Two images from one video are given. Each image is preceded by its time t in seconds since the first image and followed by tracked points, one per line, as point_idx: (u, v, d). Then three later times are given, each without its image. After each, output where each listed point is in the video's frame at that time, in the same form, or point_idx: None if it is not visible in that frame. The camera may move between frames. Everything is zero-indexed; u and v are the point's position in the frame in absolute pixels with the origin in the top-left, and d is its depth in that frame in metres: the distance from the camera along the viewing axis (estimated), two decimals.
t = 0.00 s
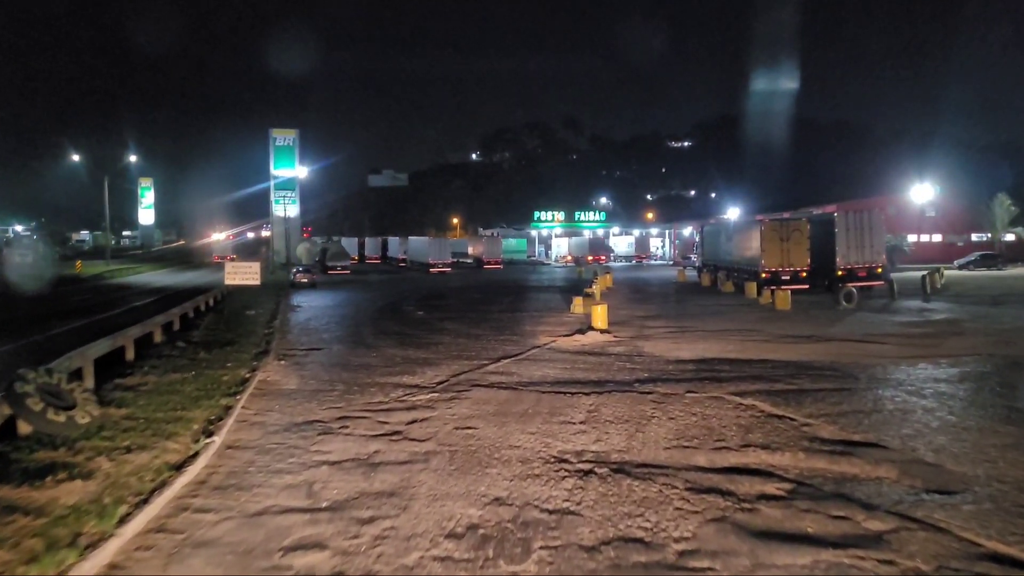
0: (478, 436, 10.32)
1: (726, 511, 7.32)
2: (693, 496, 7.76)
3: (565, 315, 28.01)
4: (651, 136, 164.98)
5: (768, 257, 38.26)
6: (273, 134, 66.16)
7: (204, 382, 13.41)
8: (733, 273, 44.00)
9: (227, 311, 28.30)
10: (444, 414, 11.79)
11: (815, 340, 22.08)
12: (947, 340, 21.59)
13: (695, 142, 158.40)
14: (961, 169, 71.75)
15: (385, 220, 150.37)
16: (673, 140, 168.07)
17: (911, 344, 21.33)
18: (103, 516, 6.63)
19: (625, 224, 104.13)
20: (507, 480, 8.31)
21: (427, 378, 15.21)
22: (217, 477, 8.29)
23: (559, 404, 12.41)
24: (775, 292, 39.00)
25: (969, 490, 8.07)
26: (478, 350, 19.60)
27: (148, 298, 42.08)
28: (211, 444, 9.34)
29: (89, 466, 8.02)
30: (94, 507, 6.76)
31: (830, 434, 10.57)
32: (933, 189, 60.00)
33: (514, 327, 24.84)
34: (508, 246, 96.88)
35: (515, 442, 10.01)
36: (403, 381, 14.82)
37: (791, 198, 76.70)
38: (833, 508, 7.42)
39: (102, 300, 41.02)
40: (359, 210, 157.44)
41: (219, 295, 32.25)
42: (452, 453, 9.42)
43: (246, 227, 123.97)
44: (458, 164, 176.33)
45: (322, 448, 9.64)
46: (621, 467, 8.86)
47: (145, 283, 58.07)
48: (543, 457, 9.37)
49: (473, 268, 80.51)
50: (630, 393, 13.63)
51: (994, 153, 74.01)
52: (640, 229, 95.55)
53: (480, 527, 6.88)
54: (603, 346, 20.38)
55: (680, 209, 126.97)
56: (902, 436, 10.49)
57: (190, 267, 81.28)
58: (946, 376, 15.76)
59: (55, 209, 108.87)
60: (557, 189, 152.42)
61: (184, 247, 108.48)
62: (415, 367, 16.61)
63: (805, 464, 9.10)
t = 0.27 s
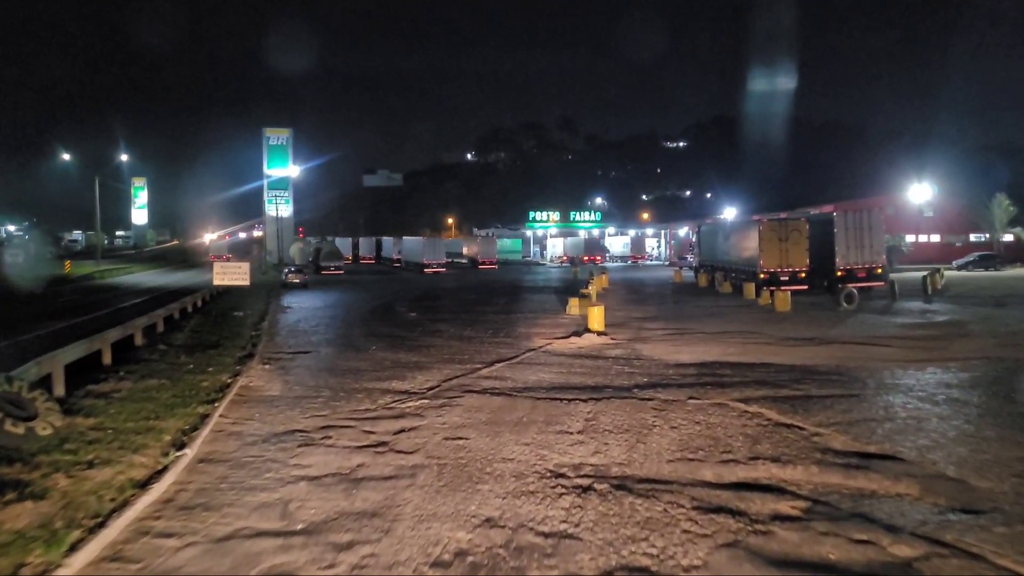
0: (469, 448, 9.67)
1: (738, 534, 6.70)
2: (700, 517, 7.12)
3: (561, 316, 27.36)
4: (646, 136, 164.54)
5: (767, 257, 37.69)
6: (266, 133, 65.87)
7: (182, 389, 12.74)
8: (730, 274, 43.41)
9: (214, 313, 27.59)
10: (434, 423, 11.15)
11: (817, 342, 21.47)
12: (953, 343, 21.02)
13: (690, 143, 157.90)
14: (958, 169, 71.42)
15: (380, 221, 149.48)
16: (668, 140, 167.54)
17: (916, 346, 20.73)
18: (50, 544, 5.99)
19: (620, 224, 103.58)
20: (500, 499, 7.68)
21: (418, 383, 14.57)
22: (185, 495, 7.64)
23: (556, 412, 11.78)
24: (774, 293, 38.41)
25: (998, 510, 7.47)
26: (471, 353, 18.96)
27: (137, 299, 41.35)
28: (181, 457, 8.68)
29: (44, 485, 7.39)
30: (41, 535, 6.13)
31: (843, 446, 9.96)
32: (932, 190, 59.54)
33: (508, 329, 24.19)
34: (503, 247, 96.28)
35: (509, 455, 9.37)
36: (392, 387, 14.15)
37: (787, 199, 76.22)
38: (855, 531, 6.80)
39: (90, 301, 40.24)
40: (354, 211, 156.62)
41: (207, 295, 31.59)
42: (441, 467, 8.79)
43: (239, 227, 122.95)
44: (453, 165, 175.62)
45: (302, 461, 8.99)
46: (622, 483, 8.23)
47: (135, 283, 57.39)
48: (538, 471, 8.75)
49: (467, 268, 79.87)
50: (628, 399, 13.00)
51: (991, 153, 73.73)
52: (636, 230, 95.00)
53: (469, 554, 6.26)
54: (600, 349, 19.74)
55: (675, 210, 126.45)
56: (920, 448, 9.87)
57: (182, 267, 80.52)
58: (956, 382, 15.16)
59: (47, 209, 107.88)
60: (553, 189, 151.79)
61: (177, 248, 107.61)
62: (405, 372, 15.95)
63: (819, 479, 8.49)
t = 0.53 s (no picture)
0: (460, 461, 9.00)
1: (754, 561, 6.07)
2: (713, 543, 6.46)
3: (557, 317, 26.79)
4: (642, 135, 164.04)
5: (765, 257, 37.18)
6: (259, 131, 65.37)
7: (158, 395, 12.09)
8: (728, 274, 42.87)
9: (201, 313, 26.90)
10: (423, 433, 10.49)
11: (819, 344, 20.90)
12: (959, 345, 20.45)
13: (686, 142, 157.44)
14: (955, 168, 70.99)
15: (374, 221, 148.71)
16: (664, 140, 167.16)
17: (921, 348, 20.17)
18: None
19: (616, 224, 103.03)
20: (492, 519, 7.04)
21: (408, 389, 13.92)
22: (147, 517, 6.99)
23: (552, 421, 11.15)
24: (772, 293, 37.85)
25: None
26: (464, 356, 18.34)
27: (125, 298, 40.65)
28: (147, 472, 8.04)
29: None
30: None
31: (858, 457, 9.35)
32: (930, 189, 59.07)
33: (502, 330, 23.55)
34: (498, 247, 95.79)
35: (502, 468, 8.74)
36: (381, 393, 13.50)
37: (784, 198, 75.77)
38: (881, 558, 6.18)
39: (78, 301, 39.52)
40: (348, 211, 155.81)
41: (196, 296, 30.93)
42: (428, 483, 8.14)
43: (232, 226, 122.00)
44: (448, 164, 174.94)
45: (280, 475, 8.34)
46: (624, 501, 7.60)
47: (123, 282, 56.69)
48: (533, 487, 8.09)
49: (462, 268, 79.24)
50: (629, 406, 12.37)
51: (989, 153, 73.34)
52: (631, 229, 94.44)
53: None
54: (597, 352, 19.11)
55: (671, 209, 125.98)
56: (942, 461, 9.23)
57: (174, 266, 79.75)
58: (969, 387, 14.55)
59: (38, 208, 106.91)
60: (548, 189, 151.20)
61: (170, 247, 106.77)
62: (395, 376, 15.31)
63: (837, 496, 7.86)
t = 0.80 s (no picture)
0: (448, 476, 8.37)
1: None
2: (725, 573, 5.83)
3: (552, 319, 26.17)
4: (637, 136, 163.50)
5: (764, 257, 36.62)
6: (252, 130, 64.60)
7: (131, 402, 11.44)
8: (726, 274, 42.29)
9: (187, 315, 26.20)
10: (410, 444, 9.86)
11: (822, 347, 20.31)
12: (966, 348, 19.88)
13: (681, 143, 156.94)
14: (952, 167, 70.57)
15: (369, 221, 147.93)
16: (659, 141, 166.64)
17: (927, 351, 19.58)
18: None
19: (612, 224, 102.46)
20: (480, 544, 6.41)
21: (396, 395, 13.27)
22: (101, 542, 6.34)
23: (548, 431, 10.51)
24: (771, 294, 37.31)
25: None
26: (456, 360, 17.72)
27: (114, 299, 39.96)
28: (106, 491, 7.40)
29: None
30: None
31: (876, 471, 8.72)
32: (928, 189, 58.58)
33: (495, 333, 22.90)
34: (493, 247, 95.15)
35: (494, 484, 8.10)
36: (367, 400, 12.84)
37: (781, 199, 75.24)
38: None
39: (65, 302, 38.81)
40: (343, 212, 154.99)
41: (184, 297, 30.32)
42: (413, 501, 7.50)
43: (226, 227, 121.08)
44: (443, 165, 174.24)
45: (252, 493, 7.69)
46: (625, 522, 6.97)
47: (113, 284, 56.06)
48: (527, 506, 7.46)
49: (457, 269, 78.60)
50: (629, 414, 11.76)
51: (986, 153, 72.97)
52: (627, 230, 93.87)
53: None
54: (594, 355, 18.46)
55: (667, 210, 125.47)
56: (965, 475, 8.62)
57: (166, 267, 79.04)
58: (981, 392, 13.97)
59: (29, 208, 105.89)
60: (543, 189, 150.56)
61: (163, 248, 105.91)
62: (383, 382, 14.66)
63: (857, 516, 7.23)
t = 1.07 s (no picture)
0: (433, 496, 7.70)
1: None
2: None
3: (547, 321, 25.53)
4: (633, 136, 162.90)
5: (762, 258, 36.05)
6: (245, 130, 63.66)
7: (98, 413, 10.80)
8: (724, 275, 41.69)
9: (170, 317, 25.46)
10: (394, 458, 9.20)
11: (825, 351, 19.69)
12: (973, 353, 19.29)
13: (677, 144, 156.41)
14: (949, 169, 70.04)
15: (364, 222, 147.12)
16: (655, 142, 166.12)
17: (934, 356, 18.97)
18: None
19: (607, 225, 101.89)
20: None
21: (382, 404, 12.61)
22: None
23: (543, 444, 9.87)
24: (770, 296, 36.72)
25: None
26: (448, 365, 17.06)
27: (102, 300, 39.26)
28: (56, 516, 6.74)
29: None
30: None
31: (895, 489, 8.08)
32: (926, 190, 58.06)
33: (489, 336, 22.24)
34: (488, 248, 94.49)
35: (483, 505, 7.44)
36: (351, 409, 12.18)
37: (778, 200, 74.70)
38: None
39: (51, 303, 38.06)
40: (337, 212, 154.17)
41: (171, 298, 29.70)
42: (393, 527, 6.84)
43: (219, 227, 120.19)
44: (438, 165, 173.54)
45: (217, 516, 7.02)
46: (627, 551, 6.33)
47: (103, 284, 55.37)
48: (519, 532, 6.80)
49: (452, 269, 77.93)
50: (628, 425, 11.12)
51: (982, 155, 72.54)
52: (623, 231, 93.30)
53: None
54: (591, 360, 17.81)
55: (663, 211, 124.93)
56: (993, 495, 7.98)
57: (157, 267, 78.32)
58: (995, 400, 13.36)
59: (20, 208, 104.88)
60: (539, 190, 149.93)
61: (155, 248, 105.02)
62: (369, 389, 14.01)
63: (881, 543, 6.59)
